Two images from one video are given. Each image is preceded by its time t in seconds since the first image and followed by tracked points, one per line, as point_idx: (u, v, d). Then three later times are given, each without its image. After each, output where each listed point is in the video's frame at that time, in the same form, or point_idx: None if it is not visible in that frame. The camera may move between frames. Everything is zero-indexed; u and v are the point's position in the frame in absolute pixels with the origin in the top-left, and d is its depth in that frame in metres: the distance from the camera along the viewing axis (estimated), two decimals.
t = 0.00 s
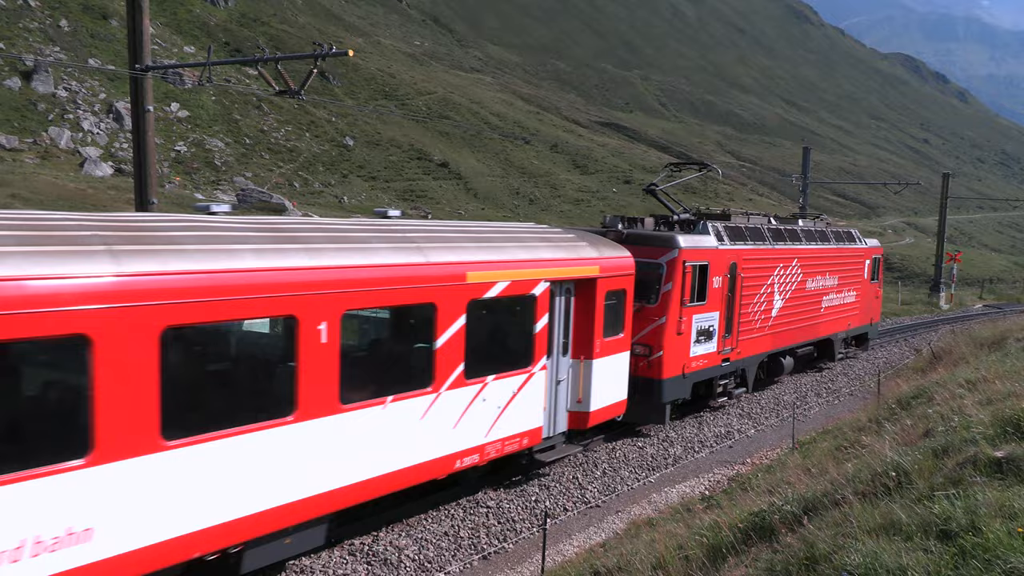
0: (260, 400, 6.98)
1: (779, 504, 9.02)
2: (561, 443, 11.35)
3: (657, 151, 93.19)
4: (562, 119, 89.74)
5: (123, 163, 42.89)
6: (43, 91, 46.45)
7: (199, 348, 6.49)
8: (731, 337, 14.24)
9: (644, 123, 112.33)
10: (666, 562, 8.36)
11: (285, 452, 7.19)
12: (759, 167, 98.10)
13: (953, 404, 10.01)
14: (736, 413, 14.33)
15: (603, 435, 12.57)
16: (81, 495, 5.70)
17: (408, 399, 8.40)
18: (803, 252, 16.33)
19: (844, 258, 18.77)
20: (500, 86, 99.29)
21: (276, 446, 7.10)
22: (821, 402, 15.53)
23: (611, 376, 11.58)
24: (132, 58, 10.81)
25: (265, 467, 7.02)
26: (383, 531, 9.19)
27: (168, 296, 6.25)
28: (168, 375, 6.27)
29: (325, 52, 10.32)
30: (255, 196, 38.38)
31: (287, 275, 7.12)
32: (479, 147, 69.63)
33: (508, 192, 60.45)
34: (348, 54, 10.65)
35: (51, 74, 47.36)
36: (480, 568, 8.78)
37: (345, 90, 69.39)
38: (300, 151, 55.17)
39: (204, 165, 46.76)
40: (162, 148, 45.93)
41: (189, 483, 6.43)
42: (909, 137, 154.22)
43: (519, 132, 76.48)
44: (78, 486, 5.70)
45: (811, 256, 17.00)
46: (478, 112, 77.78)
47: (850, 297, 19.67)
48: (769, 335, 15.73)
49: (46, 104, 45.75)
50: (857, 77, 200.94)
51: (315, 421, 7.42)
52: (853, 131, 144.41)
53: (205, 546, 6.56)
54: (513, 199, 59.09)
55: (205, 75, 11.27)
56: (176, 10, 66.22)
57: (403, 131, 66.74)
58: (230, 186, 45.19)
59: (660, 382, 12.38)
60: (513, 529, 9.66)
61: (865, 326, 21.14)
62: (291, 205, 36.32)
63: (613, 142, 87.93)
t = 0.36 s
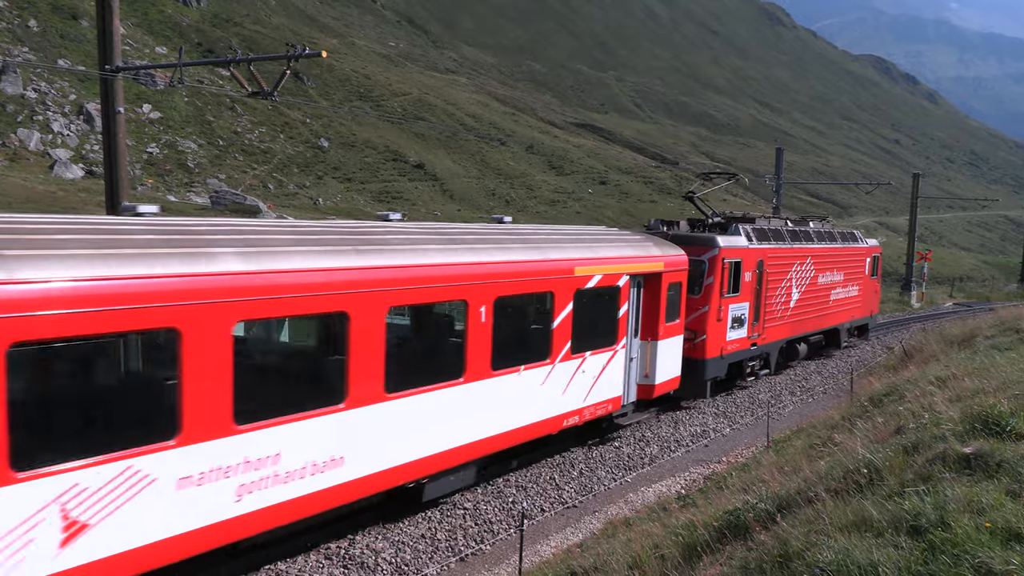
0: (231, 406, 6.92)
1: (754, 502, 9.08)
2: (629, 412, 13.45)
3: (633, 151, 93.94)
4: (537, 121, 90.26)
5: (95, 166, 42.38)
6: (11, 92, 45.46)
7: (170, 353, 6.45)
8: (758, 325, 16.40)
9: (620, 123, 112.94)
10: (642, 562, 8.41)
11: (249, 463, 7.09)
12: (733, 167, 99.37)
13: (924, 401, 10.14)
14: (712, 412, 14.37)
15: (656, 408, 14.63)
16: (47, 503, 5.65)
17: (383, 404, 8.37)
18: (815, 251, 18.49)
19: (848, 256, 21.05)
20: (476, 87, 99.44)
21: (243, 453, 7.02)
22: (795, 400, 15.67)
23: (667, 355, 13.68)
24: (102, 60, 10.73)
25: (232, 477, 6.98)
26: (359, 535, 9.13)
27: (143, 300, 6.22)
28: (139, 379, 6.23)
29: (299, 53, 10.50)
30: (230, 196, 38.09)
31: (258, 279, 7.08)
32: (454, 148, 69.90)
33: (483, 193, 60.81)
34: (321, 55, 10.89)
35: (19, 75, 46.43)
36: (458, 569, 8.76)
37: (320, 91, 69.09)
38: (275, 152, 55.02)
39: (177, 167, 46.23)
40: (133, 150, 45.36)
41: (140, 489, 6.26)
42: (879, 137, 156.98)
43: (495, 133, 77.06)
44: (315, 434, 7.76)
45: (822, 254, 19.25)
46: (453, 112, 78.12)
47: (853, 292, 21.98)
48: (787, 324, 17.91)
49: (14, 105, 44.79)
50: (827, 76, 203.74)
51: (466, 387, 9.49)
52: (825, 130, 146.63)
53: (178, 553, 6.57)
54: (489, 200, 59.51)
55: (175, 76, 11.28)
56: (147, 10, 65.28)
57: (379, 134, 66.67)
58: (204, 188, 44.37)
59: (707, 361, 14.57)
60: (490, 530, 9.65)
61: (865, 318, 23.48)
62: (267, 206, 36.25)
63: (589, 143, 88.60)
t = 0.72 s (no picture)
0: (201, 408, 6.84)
1: (729, 503, 9.13)
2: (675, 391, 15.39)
3: (608, 155, 94.63)
4: (513, 125, 90.55)
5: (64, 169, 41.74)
6: None
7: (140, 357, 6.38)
8: (774, 318, 18.35)
9: (596, 126, 113.55)
10: (617, 565, 8.42)
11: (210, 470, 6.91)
12: (708, 170, 100.38)
13: (894, 402, 10.27)
14: (688, 415, 14.45)
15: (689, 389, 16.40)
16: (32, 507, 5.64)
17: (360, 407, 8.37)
18: (820, 253, 20.56)
19: (847, 257, 23.25)
20: (452, 90, 99.60)
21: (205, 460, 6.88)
22: (770, 402, 15.79)
23: (704, 342, 15.38)
24: (73, 60, 10.61)
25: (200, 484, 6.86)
26: (335, 539, 9.04)
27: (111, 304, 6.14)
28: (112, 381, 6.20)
29: (273, 55, 10.60)
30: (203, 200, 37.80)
31: (227, 283, 7.02)
32: (430, 151, 70.03)
33: (459, 196, 60.89)
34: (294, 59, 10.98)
35: None
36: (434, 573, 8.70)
37: (294, 93, 68.81)
38: (249, 155, 54.63)
39: (150, 170, 45.78)
40: (104, 152, 44.73)
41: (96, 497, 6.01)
42: (852, 141, 159.33)
43: (471, 137, 77.32)
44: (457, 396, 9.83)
45: (825, 255, 21.38)
46: (428, 116, 78.22)
47: (851, 289, 24.20)
48: (795, 318, 19.92)
49: None
50: (800, 80, 206.26)
51: (563, 361, 11.52)
52: (798, 134, 148.58)
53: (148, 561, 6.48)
54: (466, 202, 59.61)
55: (147, 78, 11.23)
56: (119, 12, 64.64)
57: (354, 137, 66.45)
58: (176, 191, 43.79)
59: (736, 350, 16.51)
60: (467, 535, 9.63)
61: (860, 314, 25.79)
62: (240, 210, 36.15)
63: (564, 147, 89.17)
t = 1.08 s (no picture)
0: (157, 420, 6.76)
1: (703, 506, 9.18)
2: (700, 376, 17.74)
3: (584, 159, 95.15)
4: (488, 129, 91.08)
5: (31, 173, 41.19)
6: None
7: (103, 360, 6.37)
8: (780, 313, 20.85)
9: (572, 130, 114.41)
10: (593, 567, 8.42)
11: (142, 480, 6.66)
12: (682, 175, 101.30)
13: (866, 403, 10.37)
14: (662, 417, 14.50)
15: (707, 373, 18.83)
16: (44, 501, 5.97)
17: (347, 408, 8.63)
18: (820, 255, 23.05)
19: (842, 259, 25.80)
20: (427, 94, 99.58)
21: (150, 469, 6.72)
22: (744, 404, 15.91)
23: (722, 334, 17.74)
24: (42, 64, 10.54)
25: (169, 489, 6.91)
26: (309, 547, 8.95)
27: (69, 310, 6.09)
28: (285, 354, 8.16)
29: (245, 60, 10.67)
30: (175, 204, 37.53)
31: (342, 280, 8.58)
32: (405, 156, 70.25)
33: (435, 200, 61.11)
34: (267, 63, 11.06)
35: None
36: None
37: (268, 97, 68.60)
38: (222, 159, 54.20)
39: (121, 174, 45.34)
40: (74, 156, 44.16)
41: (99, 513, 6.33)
42: (824, 145, 161.60)
43: (447, 141, 77.69)
44: (542, 373, 12.15)
45: (824, 257, 23.90)
46: (404, 120, 78.47)
47: (847, 288, 26.82)
48: (799, 314, 22.41)
49: None
50: (773, 85, 208.79)
51: (619, 346, 13.77)
52: (772, 139, 150.54)
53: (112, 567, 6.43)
54: (442, 207, 59.87)
55: (117, 82, 11.17)
56: (90, 14, 63.90)
57: (329, 141, 66.28)
58: (149, 196, 43.29)
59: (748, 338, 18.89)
60: (442, 540, 9.58)
61: (855, 311, 28.34)
62: (211, 215, 35.95)
63: (540, 151, 89.56)
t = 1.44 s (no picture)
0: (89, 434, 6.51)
1: (678, 508, 9.21)
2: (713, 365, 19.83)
3: (559, 164, 95.79)
4: (463, 133, 91.43)
5: None
6: None
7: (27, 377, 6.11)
8: (782, 309, 22.98)
9: (547, 135, 115.12)
10: (571, 570, 8.42)
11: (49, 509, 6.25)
12: (657, 179, 102.30)
13: (838, 405, 10.48)
14: (638, 420, 14.56)
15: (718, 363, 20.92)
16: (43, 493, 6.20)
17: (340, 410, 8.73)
18: (816, 258, 25.26)
19: (836, 261, 27.96)
20: (402, 99, 99.58)
21: (351, 420, 8.95)
22: (718, 407, 16.01)
23: (728, 328, 19.81)
24: (11, 67, 10.40)
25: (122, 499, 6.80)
26: (284, 554, 8.85)
27: (32, 316, 6.02)
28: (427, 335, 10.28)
29: (217, 63, 10.61)
30: (147, 208, 37.32)
31: (468, 276, 10.67)
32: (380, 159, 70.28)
33: (410, 204, 61.19)
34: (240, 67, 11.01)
35: None
36: None
37: (241, 100, 68.26)
38: (195, 163, 53.71)
39: (91, 179, 44.78)
40: (43, 160, 43.50)
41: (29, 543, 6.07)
42: (797, 150, 163.72)
43: (422, 145, 77.91)
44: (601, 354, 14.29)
45: (819, 259, 26.07)
46: (378, 124, 78.55)
47: (841, 287, 29.08)
48: (798, 310, 24.56)
49: None
50: (746, 90, 211.05)
51: (658, 334, 15.93)
52: (746, 144, 152.38)
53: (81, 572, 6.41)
54: (417, 212, 59.99)
55: (87, 85, 11.04)
56: (59, 17, 63.09)
57: (303, 144, 65.94)
58: (120, 201, 42.95)
59: (754, 333, 20.86)
60: (419, 545, 9.51)
61: (849, 309, 30.61)
62: (184, 219, 35.89)
63: (515, 155, 89.97)
